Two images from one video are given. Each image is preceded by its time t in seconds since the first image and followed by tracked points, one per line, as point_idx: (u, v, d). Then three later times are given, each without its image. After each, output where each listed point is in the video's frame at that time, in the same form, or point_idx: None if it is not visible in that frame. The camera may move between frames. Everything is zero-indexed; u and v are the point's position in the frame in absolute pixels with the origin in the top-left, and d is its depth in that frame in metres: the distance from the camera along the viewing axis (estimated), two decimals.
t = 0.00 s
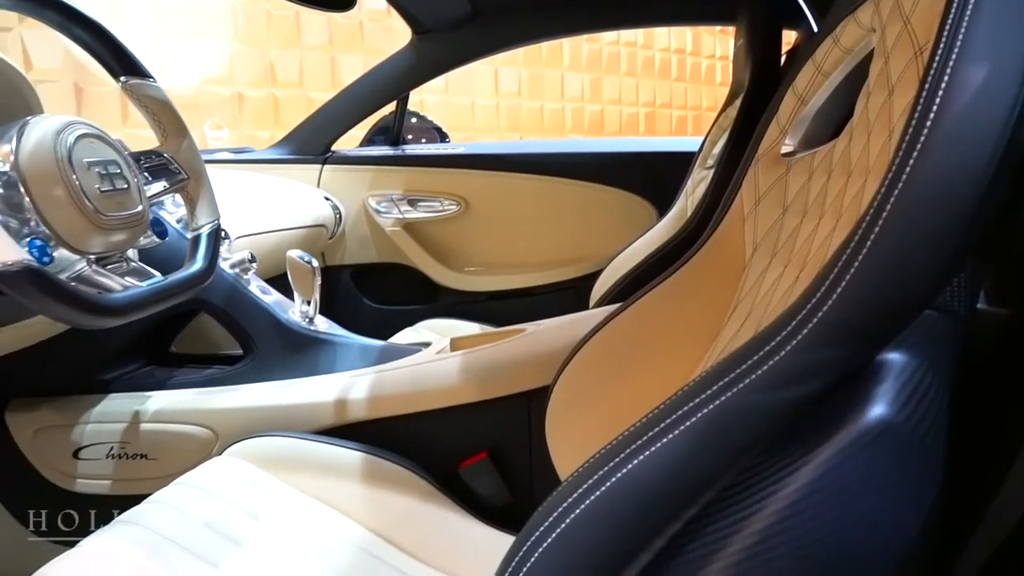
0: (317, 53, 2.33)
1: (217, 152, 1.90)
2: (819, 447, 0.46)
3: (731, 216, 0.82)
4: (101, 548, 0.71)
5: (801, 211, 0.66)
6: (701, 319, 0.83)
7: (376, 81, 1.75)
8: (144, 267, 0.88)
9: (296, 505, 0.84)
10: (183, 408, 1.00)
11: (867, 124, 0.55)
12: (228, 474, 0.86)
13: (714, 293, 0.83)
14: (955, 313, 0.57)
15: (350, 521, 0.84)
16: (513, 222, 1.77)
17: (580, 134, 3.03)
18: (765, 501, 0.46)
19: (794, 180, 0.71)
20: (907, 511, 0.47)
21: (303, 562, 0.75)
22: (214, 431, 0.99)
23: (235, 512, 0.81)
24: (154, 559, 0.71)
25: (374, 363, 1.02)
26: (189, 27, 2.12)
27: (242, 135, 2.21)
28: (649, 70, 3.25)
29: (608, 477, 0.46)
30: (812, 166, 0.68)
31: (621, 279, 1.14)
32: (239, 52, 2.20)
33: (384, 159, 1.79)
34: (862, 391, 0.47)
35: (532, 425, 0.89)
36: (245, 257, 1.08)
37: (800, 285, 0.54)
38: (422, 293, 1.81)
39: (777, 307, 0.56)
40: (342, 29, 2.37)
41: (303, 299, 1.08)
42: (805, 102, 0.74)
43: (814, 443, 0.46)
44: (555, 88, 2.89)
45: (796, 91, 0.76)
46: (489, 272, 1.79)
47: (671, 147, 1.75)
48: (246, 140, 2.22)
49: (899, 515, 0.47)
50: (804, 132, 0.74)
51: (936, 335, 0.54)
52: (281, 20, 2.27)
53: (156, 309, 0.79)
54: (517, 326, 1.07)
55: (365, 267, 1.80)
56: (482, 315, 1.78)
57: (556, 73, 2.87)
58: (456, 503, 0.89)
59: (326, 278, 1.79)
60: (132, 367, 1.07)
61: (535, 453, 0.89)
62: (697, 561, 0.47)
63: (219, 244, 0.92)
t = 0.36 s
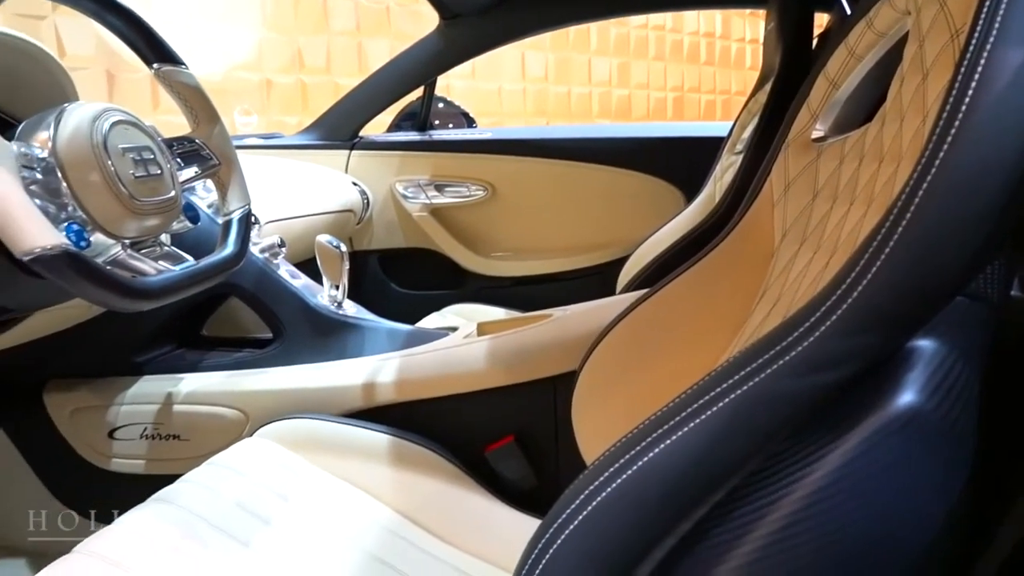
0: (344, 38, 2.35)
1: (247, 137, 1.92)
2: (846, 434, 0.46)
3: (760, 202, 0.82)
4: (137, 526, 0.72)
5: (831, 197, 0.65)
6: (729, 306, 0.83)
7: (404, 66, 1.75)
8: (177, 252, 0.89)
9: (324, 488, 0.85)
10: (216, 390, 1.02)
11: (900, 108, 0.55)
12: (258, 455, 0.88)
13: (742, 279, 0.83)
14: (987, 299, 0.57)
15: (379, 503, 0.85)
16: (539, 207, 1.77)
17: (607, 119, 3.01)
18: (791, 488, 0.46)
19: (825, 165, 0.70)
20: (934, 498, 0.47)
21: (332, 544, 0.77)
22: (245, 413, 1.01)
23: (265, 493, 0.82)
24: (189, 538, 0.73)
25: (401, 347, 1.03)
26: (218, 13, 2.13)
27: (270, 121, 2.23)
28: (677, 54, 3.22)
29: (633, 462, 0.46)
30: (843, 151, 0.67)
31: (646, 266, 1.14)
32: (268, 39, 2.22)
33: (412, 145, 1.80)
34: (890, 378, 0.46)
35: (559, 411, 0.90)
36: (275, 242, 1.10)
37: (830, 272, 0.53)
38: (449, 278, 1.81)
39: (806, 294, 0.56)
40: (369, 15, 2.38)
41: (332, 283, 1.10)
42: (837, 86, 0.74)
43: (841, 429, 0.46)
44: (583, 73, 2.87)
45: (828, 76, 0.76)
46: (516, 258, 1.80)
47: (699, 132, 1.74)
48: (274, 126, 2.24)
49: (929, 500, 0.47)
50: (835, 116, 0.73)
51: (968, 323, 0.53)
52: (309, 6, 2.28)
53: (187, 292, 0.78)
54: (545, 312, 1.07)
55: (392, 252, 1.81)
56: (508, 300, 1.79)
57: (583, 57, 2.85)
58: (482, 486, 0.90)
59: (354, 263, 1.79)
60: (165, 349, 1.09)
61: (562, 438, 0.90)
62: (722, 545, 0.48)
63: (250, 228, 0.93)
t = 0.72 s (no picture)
0: (368, 24, 2.35)
1: (271, 123, 1.93)
2: (868, 421, 0.45)
3: (784, 188, 0.81)
4: (165, 505, 0.74)
5: (858, 182, 0.65)
6: (752, 292, 0.83)
7: (427, 51, 1.75)
8: (204, 236, 0.90)
9: (347, 471, 0.87)
10: (241, 373, 1.03)
11: (929, 93, 0.54)
12: (283, 439, 0.89)
13: (767, 266, 0.82)
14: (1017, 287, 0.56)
15: (402, 487, 0.86)
16: (562, 193, 1.76)
17: (631, 104, 2.98)
18: (812, 474, 0.46)
19: (851, 151, 0.69)
20: (956, 485, 0.47)
21: (354, 526, 0.79)
22: (269, 396, 1.02)
23: (290, 475, 0.84)
24: (216, 518, 0.74)
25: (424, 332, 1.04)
26: None
27: (294, 106, 2.24)
28: (702, 38, 3.19)
29: (652, 448, 0.46)
30: (870, 137, 0.66)
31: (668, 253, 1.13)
32: (291, 24, 2.23)
33: (435, 130, 1.79)
34: (915, 365, 0.46)
35: (580, 398, 0.90)
36: (299, 227, 1.11)
37: (855, 260, 0.53)
38: (471, 263, 1.82)
39: (830, 282, 0.55)
40: None
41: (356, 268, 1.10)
42: (864, 70, 0.73)
43: (863, 416, 0.45)
44: (606, 57, 2.85)
45: (854, 61, 0.75)
46: (539, 243, 1.80)
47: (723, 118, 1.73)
48: (298, 111, 2.25)
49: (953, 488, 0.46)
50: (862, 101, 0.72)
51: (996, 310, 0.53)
52: None
53: (212, 277, 0.79)
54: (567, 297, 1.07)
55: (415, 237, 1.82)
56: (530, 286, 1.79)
57: (607, 41, 2.83)
58: (504, 471, 0.91)
59: (378, 248, 1.80)
60: (191, 332, 1.11)
61: (583, 425, 0.90)
62: (742, 531, 0.48)
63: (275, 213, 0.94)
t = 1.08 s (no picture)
0: (389, 9, 2.35)
1: (293, 108, 1.94)
2: (886, 407, 0.45)
3: (806, 174, 0.80)
4: (190, 484, 0.75)
5: (881, 168, 0.64)
6: (772, 279, 0.82)
7: (448, 36, 1.75)
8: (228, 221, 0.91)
9: (367, 454, 0.88)
10: (265, 356, 1.05)
11: (955, 77, 0.53)
12: (305, 421, 0.90)
13: (788, 252, 0.82)
14: None
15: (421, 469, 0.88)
16: (583, 179, 1.76)
17: (653, 89, 2.95)
18: (828, 460, 0.46)
19: (874, 136, 0.69)
20: (975, 472, 0.47)
21: (375, 508, 0.80)
22: (292, 379, 1.04)
23: (312, 457, 0.85)
24: (239, 497, 0.76)
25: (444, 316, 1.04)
26: None
27: (316, 92, 2.25)
28: (725, 22, 3.16)
29: (669, 432, 0.46)
30: (894, 122, 0.66)
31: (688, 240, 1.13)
32: (313, 10, 2.23)
33: (456, 115, 1.79)
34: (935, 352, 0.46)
35: (599, 383, 0.90)
36: (321, 212, 1.11)
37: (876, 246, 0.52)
38: (492, 248, 1.83)
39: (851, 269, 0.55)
40: None
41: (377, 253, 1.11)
42: (889, 54, 0.73)
43: (881, 403, 0.45)
44: (628, 41, 2.83)
45: (880, 44, 0.75)
46: (559, 229, 1.80)
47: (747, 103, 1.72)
48: (320, 97, 2.26)
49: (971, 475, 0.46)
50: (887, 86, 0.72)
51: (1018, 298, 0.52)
52: None
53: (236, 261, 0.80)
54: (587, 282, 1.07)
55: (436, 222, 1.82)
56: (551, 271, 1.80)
57: (629, 25, 2.82)
58: (523, 454, 0.91)
59: (399, 233, 1.81)
60: (215, 316, 1.12)
61: (602, 410, 0.91)
62: (758, 516, 0.48)
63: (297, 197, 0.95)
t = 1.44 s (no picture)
0: None
1: (313, 93, 1.95)
2: (904, 394, 0.45)
3: (828, 160, 0.80)
4: (212, 464, 0.77)
5: (904, 154, 0.64)
6: (791, 265, 0.82)
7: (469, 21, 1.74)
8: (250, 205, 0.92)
9: (387, 438, 0.89)
10: (286, 340, 1.06)
11: (980, 62, 0.53)
12: (324, 404, 0.91)
13: (808, 239, 0.81)
14: None
15: (439, 453, 0.89)
16: (602, 164, 1.75)
17: (675, 74, 2.93)
18: (846, 446, 0.46)
19: (898, 122, 0.68)
20: (993, 461, 0.47)
21: (395, 492, 0.81)
22: (312, 362, 1.05)
23: (331, 440, 0.86)
24: (261, 478, 0.77)
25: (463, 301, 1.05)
26: None
27: (336, 76, 2.26)
28: (747, 6, 3.12)
29: (686, 417, 0.46)
30: (917, 108, 0.65)
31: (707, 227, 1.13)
32: None
33: (476, 100, 1.79)
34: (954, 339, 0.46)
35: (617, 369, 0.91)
36: (341, 197, 1.12)
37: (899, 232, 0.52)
38: (511, 234, 1.83)
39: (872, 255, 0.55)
40: None
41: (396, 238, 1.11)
42: (915, 39, 0.72)
43: (899, 390, 0.45)
44: (649, 26, 2.80)
45: (905, 28, 0.74)
46: (578, 215, 1.79)
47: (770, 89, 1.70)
48: (340, 82, 2.27)
49: (989, 463, 0.46)
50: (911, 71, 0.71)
51: None
52: None
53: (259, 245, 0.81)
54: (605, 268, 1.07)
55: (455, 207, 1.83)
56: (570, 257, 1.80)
57: (650, 9, 2.79)
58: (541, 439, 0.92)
59: (418, 218, 1.82)
60: (237, 299, 1.14)
61: (620, 395, 0.91)
62: (774, 501, 0.48)
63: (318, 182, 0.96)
